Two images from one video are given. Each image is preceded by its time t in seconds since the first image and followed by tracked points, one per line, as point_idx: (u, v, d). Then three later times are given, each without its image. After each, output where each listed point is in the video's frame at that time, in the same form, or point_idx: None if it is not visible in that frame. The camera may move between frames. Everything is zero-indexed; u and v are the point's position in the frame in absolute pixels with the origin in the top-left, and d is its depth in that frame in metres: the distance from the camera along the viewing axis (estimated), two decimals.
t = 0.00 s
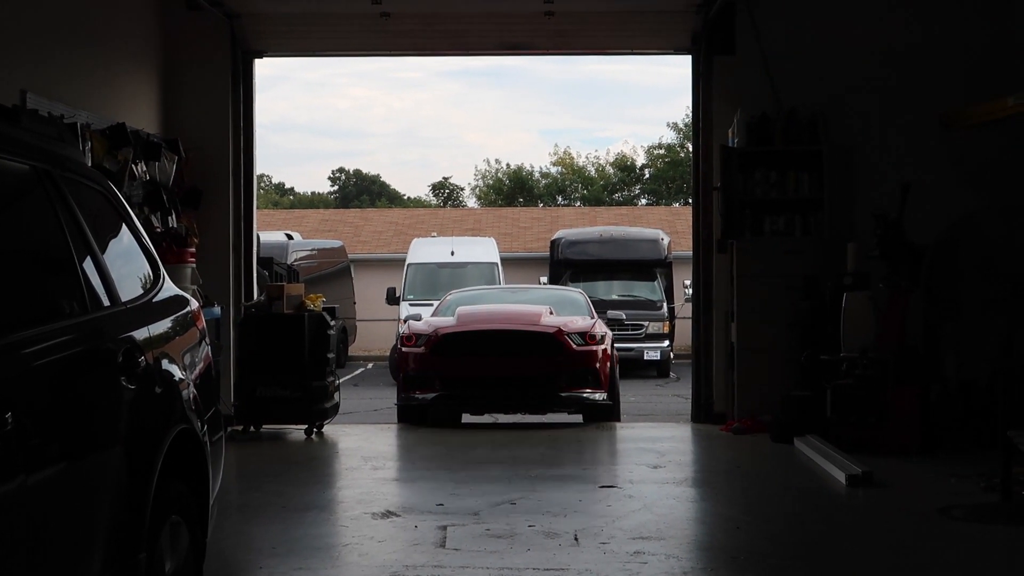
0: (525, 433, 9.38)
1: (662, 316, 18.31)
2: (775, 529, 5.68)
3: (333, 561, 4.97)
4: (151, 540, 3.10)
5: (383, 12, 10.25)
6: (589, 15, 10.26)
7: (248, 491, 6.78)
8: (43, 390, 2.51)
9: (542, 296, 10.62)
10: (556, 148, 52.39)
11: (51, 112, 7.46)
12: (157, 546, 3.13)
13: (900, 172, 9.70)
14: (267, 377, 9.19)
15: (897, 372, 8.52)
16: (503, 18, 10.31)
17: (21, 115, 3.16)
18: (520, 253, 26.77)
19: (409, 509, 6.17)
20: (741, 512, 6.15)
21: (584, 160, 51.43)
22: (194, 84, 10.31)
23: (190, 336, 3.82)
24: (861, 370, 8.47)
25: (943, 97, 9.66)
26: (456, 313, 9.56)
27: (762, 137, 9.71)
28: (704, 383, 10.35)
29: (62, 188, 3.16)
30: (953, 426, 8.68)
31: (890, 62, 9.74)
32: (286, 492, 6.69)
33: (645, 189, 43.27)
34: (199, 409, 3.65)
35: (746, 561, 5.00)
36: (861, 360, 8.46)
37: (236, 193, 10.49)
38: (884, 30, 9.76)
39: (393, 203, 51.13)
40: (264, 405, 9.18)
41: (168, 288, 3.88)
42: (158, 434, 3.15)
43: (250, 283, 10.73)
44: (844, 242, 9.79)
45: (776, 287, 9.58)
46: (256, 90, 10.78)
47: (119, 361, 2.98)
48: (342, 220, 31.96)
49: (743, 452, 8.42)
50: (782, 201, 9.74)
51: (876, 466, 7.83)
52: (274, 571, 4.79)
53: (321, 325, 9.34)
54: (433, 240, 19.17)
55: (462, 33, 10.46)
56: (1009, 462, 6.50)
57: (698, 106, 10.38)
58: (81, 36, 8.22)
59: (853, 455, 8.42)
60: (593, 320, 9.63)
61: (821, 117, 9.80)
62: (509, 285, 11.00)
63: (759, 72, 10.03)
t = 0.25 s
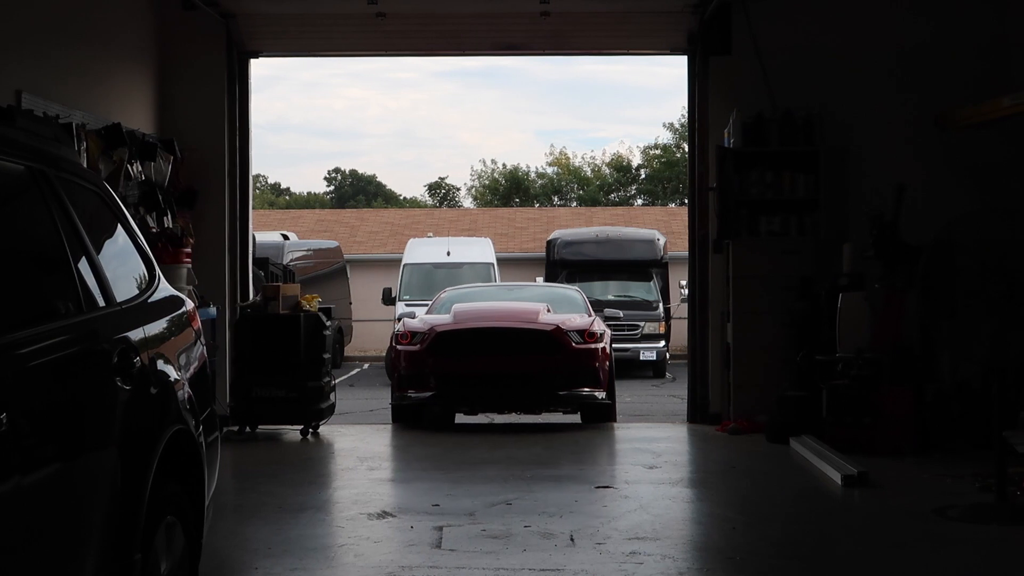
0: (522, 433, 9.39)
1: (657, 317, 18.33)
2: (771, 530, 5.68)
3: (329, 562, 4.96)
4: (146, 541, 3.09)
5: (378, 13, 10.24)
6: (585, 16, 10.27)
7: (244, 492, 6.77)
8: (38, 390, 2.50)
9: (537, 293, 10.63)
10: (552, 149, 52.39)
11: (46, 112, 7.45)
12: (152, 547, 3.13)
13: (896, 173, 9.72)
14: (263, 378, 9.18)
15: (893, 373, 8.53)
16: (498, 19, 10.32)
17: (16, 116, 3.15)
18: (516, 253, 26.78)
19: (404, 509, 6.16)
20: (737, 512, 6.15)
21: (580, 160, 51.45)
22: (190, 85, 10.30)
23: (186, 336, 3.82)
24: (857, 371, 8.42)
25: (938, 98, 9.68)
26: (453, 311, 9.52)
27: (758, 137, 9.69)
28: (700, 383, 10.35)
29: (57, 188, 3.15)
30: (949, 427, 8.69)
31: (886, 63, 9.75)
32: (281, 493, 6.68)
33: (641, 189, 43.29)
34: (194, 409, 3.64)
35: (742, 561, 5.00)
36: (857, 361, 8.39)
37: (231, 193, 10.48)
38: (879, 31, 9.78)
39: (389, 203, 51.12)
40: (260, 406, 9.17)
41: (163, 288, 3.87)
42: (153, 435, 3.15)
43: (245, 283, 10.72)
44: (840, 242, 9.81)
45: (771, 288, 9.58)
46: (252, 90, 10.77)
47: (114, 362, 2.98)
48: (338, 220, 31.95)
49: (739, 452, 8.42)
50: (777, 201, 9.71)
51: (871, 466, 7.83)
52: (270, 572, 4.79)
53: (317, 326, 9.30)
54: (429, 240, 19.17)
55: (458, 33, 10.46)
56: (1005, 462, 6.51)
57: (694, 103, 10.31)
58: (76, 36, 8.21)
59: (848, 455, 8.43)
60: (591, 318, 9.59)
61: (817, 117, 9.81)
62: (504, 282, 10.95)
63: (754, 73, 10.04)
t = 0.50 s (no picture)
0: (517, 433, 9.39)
1: (653, 316, 18.34)
2: (766, 529, 5.69)
3: (324, 561, 4.96)
4: (141, 540, 3.09)
5: (373, 12, 10.22)
6: (580, 15, 10.28)
7: (239, 491, 6.77)
8: (33, 390, 2.50)
9: (531, 291, 10.62)
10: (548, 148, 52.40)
11: (41, 111, 7.44)
12: (147, 547, 3.13)
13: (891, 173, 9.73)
14: (258, 378, 9.17)
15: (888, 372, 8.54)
16: (494, 18, 10.32)
17: (10, 115, 3.15)
18: (512, 252, 26.78)
19: (399, 508, 6.16)
20: (733, 511, 6.14)
21: (575, 160, 51.47)
22: (185, 84, 10.28)
23: (181, 336, 3.80)
24: (852, 369, 8.46)
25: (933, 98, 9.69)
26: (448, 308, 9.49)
27: (753, 137, 9.69)
28: (695, 383, 10.34)
29: (52, 187, 3.15)
30: (944, 426, 8.70)
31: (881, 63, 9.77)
32: (276, 492, 6.68)
33: (636, 189, 43.30)
34: (189, 408, 3.64)
35: (738, 561, 5.00)
36: (852, 360, 8.47)
37: (226, 193, 10.47)
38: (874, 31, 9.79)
39: (385, 202, 51.10)
40: (255, 405, 9.16)
41: (158, 288, 3.86)
42: (148, 434, 3.14)
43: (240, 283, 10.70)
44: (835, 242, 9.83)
45: (766, 288, 9.62)
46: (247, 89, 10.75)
47: (109, 361, 2.97)
48: (333, 219, 31.93)
49: (734, 452, 8.43)
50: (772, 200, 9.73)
51: (866, 465, 7.84)
52: (264, 572, 4.77)
53: (312, 325, 9.35)
54: (424, 239, 19.16)
55: (454, 32, 10.45)
56: (999, 461, 6.52)
57: (690, 108, 10.30)
58: (71, 35, 8.20)
59: (843, 455, 8.44)
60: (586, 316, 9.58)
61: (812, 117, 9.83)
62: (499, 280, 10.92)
63: (750, 73, 10.04)
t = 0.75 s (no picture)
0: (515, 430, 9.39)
1: (651, 313, 18.34)
2: (764, 526, 5.69)
3: (322, 558, 4.96)
4: (140, 537, 3.09)
5: (371, 9, 10.22)
6: (579, 12, 10.27)
7: (237, 488, 6.77)
8: (31, 387, 2.50)
9: (529, 286, 10.62)
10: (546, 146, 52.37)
11: (39, 107, 7.43)
12: (145, 544, 3.13)
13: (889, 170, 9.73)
14: (256, 375, 9.17)
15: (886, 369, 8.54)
16: (492, 15, 10.31)
17: (10, 112, 3.15)
18: (510, 249, 26.76)
19: (398, 505, 6.16)
20: (731, 509, 6.15)
21: (574, 157, 51.44)
22: (184, 81, 10.28)
23: (178, 333, 3.81)
24: (850, 366, 8.53)
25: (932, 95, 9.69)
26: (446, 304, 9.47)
27: (752, 134, 9.81)
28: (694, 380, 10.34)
29: (50, 184, 3.15)
30: (942, 424, 8.70)
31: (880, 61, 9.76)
32: (274, 489, 6.68)
33: (635, 186, 43.26)
34: (187, 405, 3.64)
35: (736, 558, 5.00)
36: (850, 357, 8.54)
37: (225, 190, 10.47)
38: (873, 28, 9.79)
39: (383, 200, 51.06)
40: (253, 402, 9.17)
41: (156, 285, 3.87)
42: (146, 430, 3.15)
43: (239, 280, 10.70)
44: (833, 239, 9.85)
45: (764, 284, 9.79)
46: (246, 86, 10.75)
47: (107, 358, 2.98)
48: (331, 216, 31.91)
49: (733, 449, 8.43)
50: (771, 197, 9.67)
51: (864, 463, 7.84)
52: (262, 569, 4.77)
53: (311, 322, 9.33)
54: (422, 236, 19.15)
55: (452, 29, 10.44)
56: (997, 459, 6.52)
57: (688, 107, 10.47)
58: (69, 32, 8.18)
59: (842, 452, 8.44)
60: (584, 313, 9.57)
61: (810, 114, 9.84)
62: (496, 275, 10.91)
63: (747, 71, 10.18)
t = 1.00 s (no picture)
0: (513, 426, 9.40)
1: (649, 309, 18.36)
2: (761, 522, 5.69)
3: (320, 553, 4.96)
4: (137, 533, 3.09)
5: (370, 4, 10.23)
6: (577, 8, 10.27)
7: (235, 483, 6.77)
8: (29, 383, 2.50)
9: (527, 280, 10.60)
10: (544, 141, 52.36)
11: (37, 103, 7.43)
12: (143, 540, 3.13)
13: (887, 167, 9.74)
14: (254, 370, 9.17)
15: (883, 365, 8.55)
16: (490, 11, 10.31)
17: (7, 107, 3.14)
18: (508, 245, 26.77)
19: (396, 501, 6.16)
20: (728, 504, 6.16)
21: (572, 152, 51.43)
22: (180, 76, 10.27)
23: (177, 329, 3.81)
24: (848, 363, 8.45)
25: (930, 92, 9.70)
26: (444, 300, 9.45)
27: (750, 129, 9.75)
28: (691, 375, 10.33)
29: (47, 180, 3.14)
30: (940, 420, 8.72)
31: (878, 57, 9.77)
32: (272, 485, 6.68)
33: (633, 181, 43.25)
34: (185, 401, 3.64)
35: (734, 553, 5.01)
36: (848, 353, 8.41)
37: (223, 186, 10.46)
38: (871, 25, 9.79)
39: (381, 195, 51.13)
40: (251, 398, 9.17)
41: (154, 281, 3.86)
42: (144, 427, 3.14)
43: (236, 276, 10.69)
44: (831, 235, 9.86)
45: (762, 280, 9.66)
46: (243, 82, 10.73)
47: (105, 354, 2.97)
48: (329, 212, 31.90)
49: (730, 444, 8.44)
50: (769, 193, 9.73)
51: (862, 458, 7.86)
52: (260, 565, 4.77)
53: (309, 318, 9.25)
54: (420, 232, 19.16)
55: (450, 25, 10.44)
56: (995, 454, 6.53)
57: (685, 102, 10.30)
58: (67, 28, 8.18)
59: (839, 447, 8.45)
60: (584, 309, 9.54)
61: (808, 110, 9.84)
62: (493, 269, 10.88)
63: (745, 66, 10.06)
